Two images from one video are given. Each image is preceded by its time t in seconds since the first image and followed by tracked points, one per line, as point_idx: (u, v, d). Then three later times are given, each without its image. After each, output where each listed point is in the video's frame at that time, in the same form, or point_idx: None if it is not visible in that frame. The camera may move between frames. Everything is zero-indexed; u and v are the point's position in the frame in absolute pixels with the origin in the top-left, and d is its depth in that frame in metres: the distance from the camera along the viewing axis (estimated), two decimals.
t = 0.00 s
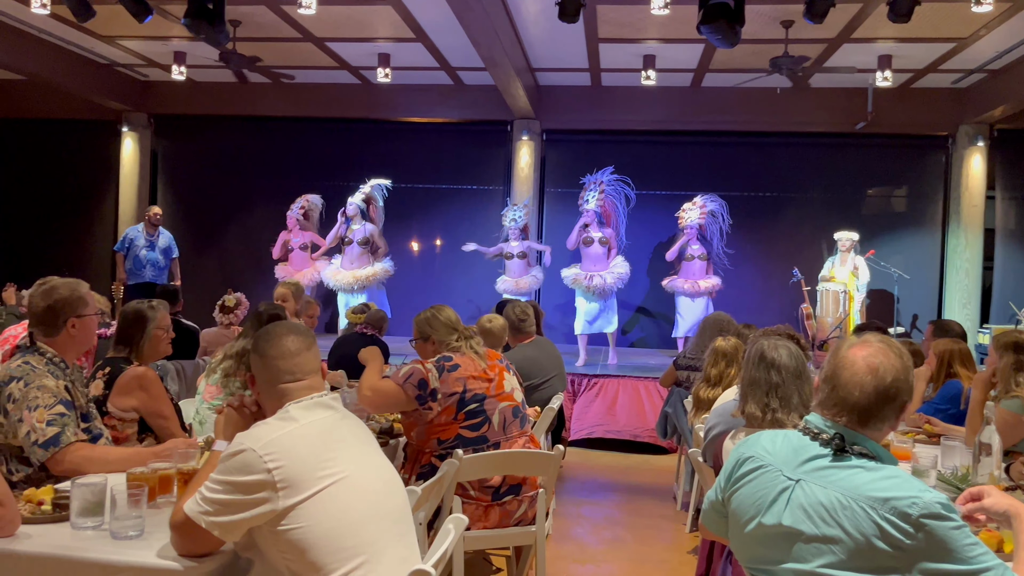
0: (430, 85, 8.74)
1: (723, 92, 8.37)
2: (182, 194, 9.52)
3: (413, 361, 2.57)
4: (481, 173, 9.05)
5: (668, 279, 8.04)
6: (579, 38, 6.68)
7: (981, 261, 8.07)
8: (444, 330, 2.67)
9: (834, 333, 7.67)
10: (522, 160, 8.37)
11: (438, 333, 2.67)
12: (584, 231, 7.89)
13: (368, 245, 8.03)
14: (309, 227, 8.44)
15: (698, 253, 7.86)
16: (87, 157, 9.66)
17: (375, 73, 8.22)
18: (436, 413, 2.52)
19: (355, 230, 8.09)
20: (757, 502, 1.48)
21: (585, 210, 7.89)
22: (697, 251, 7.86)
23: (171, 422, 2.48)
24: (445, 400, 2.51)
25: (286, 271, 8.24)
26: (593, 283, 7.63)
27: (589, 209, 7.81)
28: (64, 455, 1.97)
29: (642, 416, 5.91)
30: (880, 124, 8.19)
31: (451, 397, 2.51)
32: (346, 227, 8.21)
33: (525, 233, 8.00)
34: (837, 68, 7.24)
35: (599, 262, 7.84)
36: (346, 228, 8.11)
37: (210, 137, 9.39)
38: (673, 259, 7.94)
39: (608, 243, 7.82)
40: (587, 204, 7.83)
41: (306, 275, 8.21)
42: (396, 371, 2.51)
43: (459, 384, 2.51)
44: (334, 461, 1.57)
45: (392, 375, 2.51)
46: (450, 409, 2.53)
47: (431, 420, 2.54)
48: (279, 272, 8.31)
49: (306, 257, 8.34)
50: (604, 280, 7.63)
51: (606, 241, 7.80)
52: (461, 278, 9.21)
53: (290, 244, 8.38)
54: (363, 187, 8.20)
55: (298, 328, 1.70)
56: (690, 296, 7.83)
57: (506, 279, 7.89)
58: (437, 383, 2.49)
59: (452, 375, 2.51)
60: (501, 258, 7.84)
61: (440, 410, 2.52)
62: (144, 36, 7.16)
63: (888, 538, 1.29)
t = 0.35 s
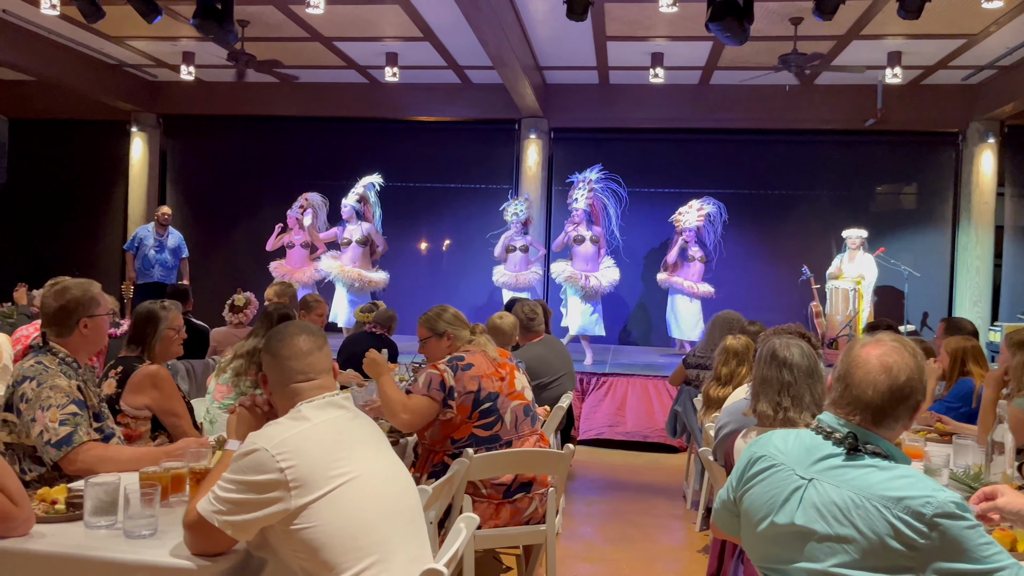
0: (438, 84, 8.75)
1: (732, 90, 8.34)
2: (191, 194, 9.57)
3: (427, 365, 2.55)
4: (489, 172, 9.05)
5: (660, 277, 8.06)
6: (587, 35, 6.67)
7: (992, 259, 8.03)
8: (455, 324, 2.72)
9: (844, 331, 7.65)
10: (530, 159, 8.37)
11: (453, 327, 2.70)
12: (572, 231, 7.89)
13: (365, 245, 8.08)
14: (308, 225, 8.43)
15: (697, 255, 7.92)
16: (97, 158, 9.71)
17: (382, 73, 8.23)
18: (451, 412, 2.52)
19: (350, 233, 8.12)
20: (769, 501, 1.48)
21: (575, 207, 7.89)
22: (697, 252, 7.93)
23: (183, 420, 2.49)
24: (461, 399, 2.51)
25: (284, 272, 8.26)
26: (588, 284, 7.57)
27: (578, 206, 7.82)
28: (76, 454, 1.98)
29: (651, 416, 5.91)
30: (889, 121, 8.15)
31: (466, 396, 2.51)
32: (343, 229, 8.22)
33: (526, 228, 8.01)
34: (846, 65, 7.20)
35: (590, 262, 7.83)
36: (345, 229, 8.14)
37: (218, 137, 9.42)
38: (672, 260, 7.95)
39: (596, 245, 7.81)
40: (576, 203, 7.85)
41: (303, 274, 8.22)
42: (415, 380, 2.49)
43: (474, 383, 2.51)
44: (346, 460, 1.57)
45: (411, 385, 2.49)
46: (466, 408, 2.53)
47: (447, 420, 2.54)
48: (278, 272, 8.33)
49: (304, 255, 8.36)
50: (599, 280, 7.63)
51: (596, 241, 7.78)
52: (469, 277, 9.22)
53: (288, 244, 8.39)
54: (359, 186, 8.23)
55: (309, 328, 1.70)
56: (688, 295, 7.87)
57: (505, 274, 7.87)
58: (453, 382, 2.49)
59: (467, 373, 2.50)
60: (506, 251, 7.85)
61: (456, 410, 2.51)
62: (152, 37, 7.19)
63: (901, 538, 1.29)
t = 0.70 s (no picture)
0: (445, 83, 8.75)
1: (740, 87, 8.31)
2: (199, 194, 9.62)
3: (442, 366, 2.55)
4: (497, 171, 9.05)
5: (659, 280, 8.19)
6: (595, 33, 6.66)
7: (1003, 255, 7.98)
8: (476, 320, 2.70)
9: (853, 329, 7.62)
10: (538, 158, 8.36)
11: (475, 322, 2.68)
12: (559, 232, 8.00)
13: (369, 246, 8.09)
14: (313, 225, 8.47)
15: (691, 254, 8.03)
16: (106, 158, 9.76)
17: (390, 72, 8.25)
18: (466, 412, 2.52)
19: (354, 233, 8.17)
20: (780, 498, 1.48)
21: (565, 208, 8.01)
22: (691, 252, 8.04)
23: (193, 422, 2.49)
24: (477, 400, 2.52)
25: (286, 270, 8.34)
26: (569, 284, 7.73)
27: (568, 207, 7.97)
28: (88, 453, 2.00)
29: (660, 414, 5.90)
30: (898, 117, 8.12)
31: (482, 397, 2.52)
32: (347, 229, 8.27)
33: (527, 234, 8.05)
34: (854, 62, 7.17)
35: (575, 263, 7.96)
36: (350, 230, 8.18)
37: (226, 137, 9.46)
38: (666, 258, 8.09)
39: (583, 245, 7.91)
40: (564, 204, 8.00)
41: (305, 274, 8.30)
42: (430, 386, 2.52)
43: (490, 384, 2.52)
44: (356, 458, 1.58)
45: (428, 391, 2.52)
46: (481, 410, 2.54)
47: (462, 420, 2.54)
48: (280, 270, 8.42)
49: (306, 255, 8.43)
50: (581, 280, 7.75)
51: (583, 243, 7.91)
52: (477, 276, 9.23)
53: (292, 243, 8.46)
54: (366, 183, 8.28)
55: (319, 326, 1.71)
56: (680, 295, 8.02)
57: (507, 276, 7.95)
58: (469, 383, 2.50)
59: (483, 374, 2.51)
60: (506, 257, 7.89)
61: (471, 411, 2.52)
62: (161, 38, 7.22)
63: (912, 534, 1.29)
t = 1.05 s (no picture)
0: (452, 82, 8.75)
1: (748, 84, 8.29)
2: (208, 195, 9.66)
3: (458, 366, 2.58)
4: (504, 170, 9.07)
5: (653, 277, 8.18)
6: (602, 32, 6.66)
7: (1013, 252, 7.95)
8: (496, 320, 2.69)
9: (862, 326, 7.61)
10: (545, 157, 8.38)
11: (493, 323, 2.68)
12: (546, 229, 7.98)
13: (370, 246, 8.10)
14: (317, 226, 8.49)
15: (684, 250, 8.08)
16: (116, 160, 9.82)
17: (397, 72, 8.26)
18: (479, 414, 2.54)
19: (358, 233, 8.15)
20: (790, 495, 1.48)
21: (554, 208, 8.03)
22: (684, 249, 8.07)
23: (207, 429, 2.52)
24: (492, 402, 2.54)
25: (287, 270, 8.40)
26: (547, 281, 7.74)
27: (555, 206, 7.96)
28: (101, 452, 2.02)
29: (669, 413, 5.90)
30: (907, 114, 8.09)
31: (497, 400, 2.54)
32: (352, 228, 8.29)
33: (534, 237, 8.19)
34: (863, 58, 7.14)
35: (559, 262, 7.90)
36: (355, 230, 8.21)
37: (234, 137, 9.50)
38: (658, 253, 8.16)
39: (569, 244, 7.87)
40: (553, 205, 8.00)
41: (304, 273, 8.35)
42: (445, 386, 2.55)
43: (506, 387, 2.54)
44: (369, 456, 1.59)
45: (442, 392, 2.55)
46: (495, 413, 2.55)
47: (476, 422, 2.55)
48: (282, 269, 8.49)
49: (307, 254, 8.45)
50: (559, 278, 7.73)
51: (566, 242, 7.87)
52: (485, 275, 9.26)
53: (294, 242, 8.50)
54: (377, 183, 8.23)
55: (333, 325, 1.73)
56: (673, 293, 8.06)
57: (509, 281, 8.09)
58: (485, 384, 2.52)
59: (499, 377, 2.53)
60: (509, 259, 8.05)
61: (485, 413, 2.54)
62: (170, 39, 7.25)
63: (923, 530, 1.29)
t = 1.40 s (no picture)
0: (456, 82, 8.75)
1: (752, 82, 8.28)
2: (214, 196, 9.69)
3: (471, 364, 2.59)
4: (509, 169, 9.08)
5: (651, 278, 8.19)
6: (606, 31, 6.66)
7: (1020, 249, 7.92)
8: (513, 320, 2.71)
9: (868, 324, 7.61)
10: (550, 156, 8.39)
11: (510, 322, 2.70)
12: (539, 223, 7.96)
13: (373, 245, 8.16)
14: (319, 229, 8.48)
15: (680, 251, 8.08)
16: (122, 161, 9.86)
17: (402, 72, 8.27)
18: (487, 414, 2.54)
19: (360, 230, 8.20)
20: (799, 493, 1.49)
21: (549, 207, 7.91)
22: (680, 249, 8.07)
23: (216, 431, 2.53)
24: (501, 403, 2.54)
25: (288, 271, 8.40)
26: (534, 279, 7.77)
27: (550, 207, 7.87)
28: (111, 452, 2.03)
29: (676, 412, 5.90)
30: (913, 112, 8.07)
31: (505, 401, 2.54)
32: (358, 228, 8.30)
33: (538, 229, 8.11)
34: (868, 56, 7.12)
35: (550, 260, 7.90)
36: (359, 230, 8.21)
37: (239, 138, 9.52)
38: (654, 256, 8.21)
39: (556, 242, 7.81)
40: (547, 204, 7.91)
41: (304, 273, 8.34)
42: (456, 383, 2.56)
43: (516, 389, 2.55)
44: (378, 455, 1.60)
45: (454, 388, 2.56)
46: (503, 414, 2.55)
47: (484, 421, 2.56)
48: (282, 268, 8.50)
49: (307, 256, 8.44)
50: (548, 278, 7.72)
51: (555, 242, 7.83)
52: (490, 274, 9.27)
53: (295, 242, 8.49)
54: (383, 184, 8.19)
55: (343, 324, 1.74)
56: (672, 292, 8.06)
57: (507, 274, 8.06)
58: (495, 384, 2.53)
59: (510, 378, 2.54)
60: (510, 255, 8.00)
61: (493, 413, 2.54)
62: (175, 41, 7.28)
63: (932, 528, 1.29)
